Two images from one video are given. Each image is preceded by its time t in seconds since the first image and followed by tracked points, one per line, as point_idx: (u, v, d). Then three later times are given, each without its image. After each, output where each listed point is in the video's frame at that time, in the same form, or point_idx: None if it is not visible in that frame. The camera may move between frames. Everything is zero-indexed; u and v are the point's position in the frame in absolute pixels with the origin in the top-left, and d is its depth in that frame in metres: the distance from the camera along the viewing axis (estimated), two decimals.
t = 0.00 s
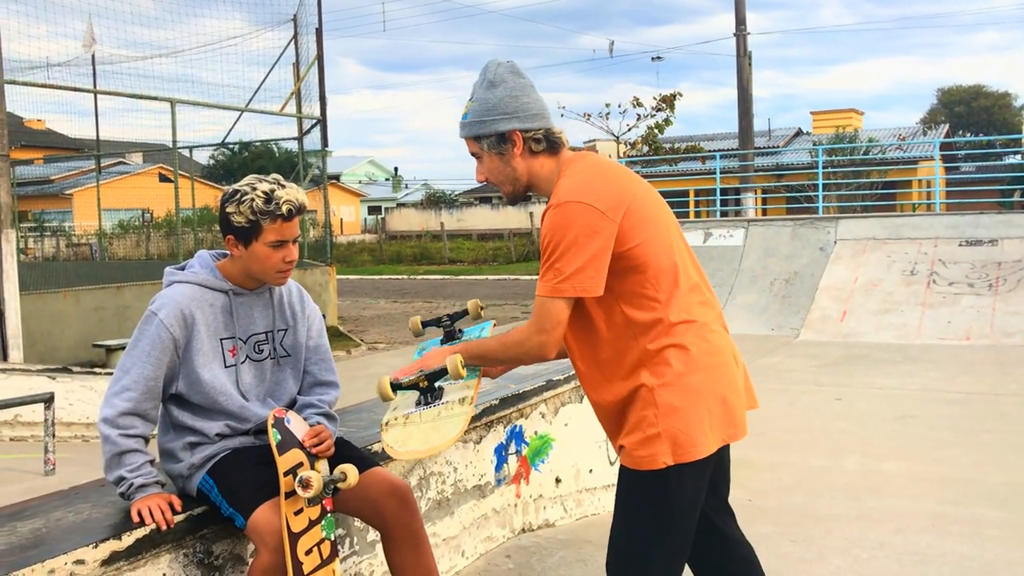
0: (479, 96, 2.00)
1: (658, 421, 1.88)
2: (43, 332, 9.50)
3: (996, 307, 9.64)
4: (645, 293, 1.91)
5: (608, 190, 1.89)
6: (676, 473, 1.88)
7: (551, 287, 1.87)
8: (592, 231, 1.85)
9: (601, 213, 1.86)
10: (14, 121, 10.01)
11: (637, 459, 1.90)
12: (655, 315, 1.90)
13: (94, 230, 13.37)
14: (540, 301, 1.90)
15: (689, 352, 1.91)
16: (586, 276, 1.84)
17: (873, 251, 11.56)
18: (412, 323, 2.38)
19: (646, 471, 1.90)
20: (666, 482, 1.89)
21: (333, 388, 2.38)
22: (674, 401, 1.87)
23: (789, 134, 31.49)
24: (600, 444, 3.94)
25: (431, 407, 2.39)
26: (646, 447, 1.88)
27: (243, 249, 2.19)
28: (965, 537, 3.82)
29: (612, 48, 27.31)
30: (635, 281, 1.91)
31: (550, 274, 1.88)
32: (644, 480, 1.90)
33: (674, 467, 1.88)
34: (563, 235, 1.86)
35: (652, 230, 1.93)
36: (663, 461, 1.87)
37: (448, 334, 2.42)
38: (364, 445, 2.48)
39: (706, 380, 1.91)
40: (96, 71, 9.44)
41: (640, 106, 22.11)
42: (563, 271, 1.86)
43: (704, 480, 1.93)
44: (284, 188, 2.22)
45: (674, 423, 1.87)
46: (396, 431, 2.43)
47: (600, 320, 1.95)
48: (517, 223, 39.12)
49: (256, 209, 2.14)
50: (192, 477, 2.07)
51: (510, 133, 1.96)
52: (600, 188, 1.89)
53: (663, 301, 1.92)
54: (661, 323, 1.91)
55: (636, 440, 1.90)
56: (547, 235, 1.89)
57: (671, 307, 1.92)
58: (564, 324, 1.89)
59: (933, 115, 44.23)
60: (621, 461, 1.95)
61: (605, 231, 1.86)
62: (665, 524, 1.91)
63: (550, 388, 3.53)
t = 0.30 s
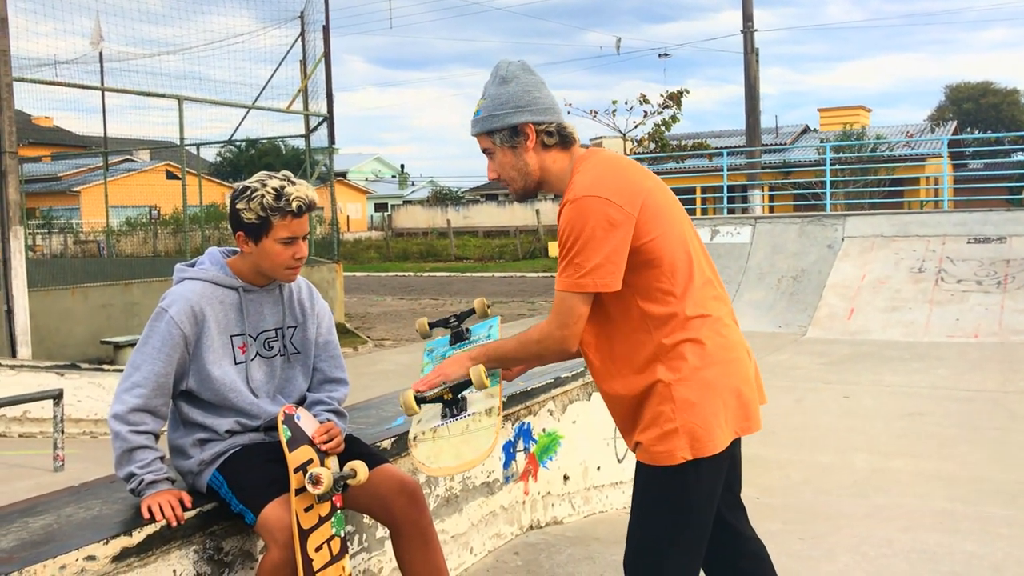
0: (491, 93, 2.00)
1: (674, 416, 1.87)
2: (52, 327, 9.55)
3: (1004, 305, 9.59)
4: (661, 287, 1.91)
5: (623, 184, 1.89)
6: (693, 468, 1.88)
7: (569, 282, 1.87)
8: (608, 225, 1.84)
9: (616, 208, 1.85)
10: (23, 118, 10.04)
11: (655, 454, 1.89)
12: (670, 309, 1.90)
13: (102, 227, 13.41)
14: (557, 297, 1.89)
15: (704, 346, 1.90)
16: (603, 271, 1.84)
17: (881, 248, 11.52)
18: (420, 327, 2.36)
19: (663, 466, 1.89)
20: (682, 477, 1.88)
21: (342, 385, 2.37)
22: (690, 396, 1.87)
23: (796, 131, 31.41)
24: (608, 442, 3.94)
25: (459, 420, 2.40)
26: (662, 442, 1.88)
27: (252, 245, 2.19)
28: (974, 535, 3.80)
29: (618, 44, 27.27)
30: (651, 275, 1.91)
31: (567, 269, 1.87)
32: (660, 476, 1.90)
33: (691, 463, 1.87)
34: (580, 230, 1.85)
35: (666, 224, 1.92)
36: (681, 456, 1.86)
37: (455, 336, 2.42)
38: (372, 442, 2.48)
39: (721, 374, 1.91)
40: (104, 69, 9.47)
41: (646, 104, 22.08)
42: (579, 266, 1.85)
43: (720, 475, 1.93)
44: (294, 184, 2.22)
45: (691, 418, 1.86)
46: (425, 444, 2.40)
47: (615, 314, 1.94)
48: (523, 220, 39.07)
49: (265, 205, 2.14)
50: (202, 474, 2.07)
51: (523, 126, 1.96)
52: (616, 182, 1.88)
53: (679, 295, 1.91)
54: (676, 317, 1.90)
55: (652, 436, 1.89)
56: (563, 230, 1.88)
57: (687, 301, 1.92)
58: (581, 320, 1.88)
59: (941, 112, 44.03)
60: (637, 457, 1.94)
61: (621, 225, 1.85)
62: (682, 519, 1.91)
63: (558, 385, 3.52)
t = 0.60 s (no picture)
0: (521, 83, 2.00)
1: (684, 413, 1.86)
2: (55, 327, 9.57)
3: (1008, 303, 9.56)
4: (677, 284, 1.91)
5: (646, 177, 1.88)
6: (701, 467, 1.88)
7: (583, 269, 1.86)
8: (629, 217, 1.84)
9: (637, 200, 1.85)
10: (26, 118, 10.06)
11: (664, 452, 1.88)
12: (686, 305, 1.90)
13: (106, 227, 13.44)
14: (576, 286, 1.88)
15: (718, 345, 1.90)
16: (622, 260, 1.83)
17: (885, 246, 11.49)
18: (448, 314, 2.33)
19: (672, 464, 1.88)
20: (691, 475, 1.88)
21: (346, 384, 2.37)
22: (702, 394, 1.87)
23: (800, 129, 31.35)
24: (612, 440, 3.93)
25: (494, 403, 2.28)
26: (671, 438, 1.87)
27: (256, 240, 2.20)
28: (980, 534, 3.79)
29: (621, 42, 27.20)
30: (668, 270, 1.90)
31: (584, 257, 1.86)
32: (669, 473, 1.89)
33: (699, 461, 1.87)
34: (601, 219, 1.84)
35: (685, 220, 1.92)
36: (690, 454, 1.86)
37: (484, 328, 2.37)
38: (376, 441, 2.48)
39: (734, 374, 1.91)
40: (107, 69, 9.48)
41: (650, 102, 22.06)
42: (598, 255, 1.84)
43: (728, 475, 1.93)
44: (295, 176, 2.22)
45: (701, 415, 1.86)
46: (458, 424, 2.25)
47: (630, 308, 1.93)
48: (526, 218, 39.07)
49: (268, 197, 2.15)
50: (206, 473, 2.07)
51: (549, 119, 1.95)
52: (637, 174, 1.88)
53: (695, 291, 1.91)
54: (692, 313, 1.90)
55: (661, 432, 1.89)
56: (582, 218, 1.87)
57: (703, 299, 1.91)
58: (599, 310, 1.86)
59: (946, 109, 43.93)
60: (645, 454, 1.94)
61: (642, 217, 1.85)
62: (689, 518, 1.90)
63: (562, 384, 3.52)
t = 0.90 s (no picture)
0: (579, 65, 2.00)
1: (714, 411, 1.88)
2: (56, 329, 9.58)
3: (1010, 301, 9.55)
4: (718, 280, 1.91)
5: (697, 169, 1.88)
6: (726, 467, 1.88)
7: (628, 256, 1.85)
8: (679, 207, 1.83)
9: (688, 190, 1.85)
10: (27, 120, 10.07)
11: (689, 450, 1.90)
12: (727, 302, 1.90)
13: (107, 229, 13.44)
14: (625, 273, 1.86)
15: (753, 345, 1.91)
16: (670, 250, 1.82)
17: (886, 245, 11.49)
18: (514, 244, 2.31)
19: (697, 462, 1.89)
20: (717, 474, 1.89)
21: (348, 383, 2.38)
22: (733, 394, 1.88)
23: (800, 128, 31.35)
24: (614, 440, 3.94)
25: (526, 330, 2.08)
26: (698, 436, 1.88)
27: (260, 241, 2.20)
28: (981, 533, 3.79)
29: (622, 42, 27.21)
30: (709, 265, 1.90)
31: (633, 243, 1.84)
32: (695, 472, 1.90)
33: (724, 460, 1.88)
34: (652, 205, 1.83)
35: (730, 216, 1.92)
36: (715, 453, 1.87)
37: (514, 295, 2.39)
38: (377, 441, 2.48)
39: (765, 375, 1.92)
40: (107, 70, 9.48)
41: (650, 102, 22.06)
42: (648, 242, 1.83)
43: (751, 475, 1.93)
44: (298, 177, 2.23)
45: (730, 415, 1.87)
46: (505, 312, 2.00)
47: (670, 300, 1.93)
48: (527, 219, 39.09)
49: (272, 198, 2.15)
50: (207, 474, 2.07)
51: (601, 103, 1.96)
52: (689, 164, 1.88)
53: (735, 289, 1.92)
54: (731, 311, 1.90)
55: (689, 429, 1.90)
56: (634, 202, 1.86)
57: (743, 298, 1.92)
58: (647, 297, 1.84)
59: (947, 108, 43.93)
60: (670, 451, 1.95)
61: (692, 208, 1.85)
62: (712, 517, 1.90)
63: (563, 384, 3.52)
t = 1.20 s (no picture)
0: (612, 67, 2.01)
1: (735, 412, 1.90)
2: (56, 332, 9.62)
3: (1007, 302, 9.56)
4: (751, 281, 1.93)
5: (742, 167, 1.91)
6: (741, 468, 1.91)
7: (672, 244, 1.85)
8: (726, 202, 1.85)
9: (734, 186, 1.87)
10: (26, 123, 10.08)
11: (706, 450, 1.91)
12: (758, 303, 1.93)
13: (105, 231, 13.44)
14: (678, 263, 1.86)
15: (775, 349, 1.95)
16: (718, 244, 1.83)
17: (884, 246, 11.51)
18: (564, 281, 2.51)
19: (714, 463, 1.91)
20: (732, 474, 1.91)
21: (346, 384, 2.39)
22: (753, 396, 1.91)
23: (798, 130, 31.39)
24: (612, 442, 3.95)
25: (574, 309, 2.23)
26: (717, 436, 1.90)
27: (262, 243, 2.21)
28: (978, 534, 3.80)
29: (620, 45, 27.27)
30: (744, 267, 1.93)
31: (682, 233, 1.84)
32: (711, 473, 1.91)
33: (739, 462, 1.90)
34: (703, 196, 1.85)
35: (766, 218, 1.95)
36: (733, 454, 1.90)
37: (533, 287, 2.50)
38: (375, 444, 2.49)
39: (784, 380, 1.96)
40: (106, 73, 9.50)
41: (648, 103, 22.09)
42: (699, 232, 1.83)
43: (762, 478, 1.97)
44: (300, 181, 2.25)
45: (751, 418, 1.90)
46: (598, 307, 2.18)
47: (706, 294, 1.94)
48: (526, 221, 39.11)
49: (276, 202, 2.17)
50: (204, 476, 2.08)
51: (638, 104, 1.98)
52: (736, 161, 1.90)
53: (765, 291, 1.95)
54: (761, 313, 1.93)
55: (708, 428, 1.92)
56: (683, 191, 1.87)
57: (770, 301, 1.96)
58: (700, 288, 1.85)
59: (944, 109, 43.99)
60: (686, 450, 1.96)
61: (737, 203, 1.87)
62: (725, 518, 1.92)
63: (560, 386, 3.53)
